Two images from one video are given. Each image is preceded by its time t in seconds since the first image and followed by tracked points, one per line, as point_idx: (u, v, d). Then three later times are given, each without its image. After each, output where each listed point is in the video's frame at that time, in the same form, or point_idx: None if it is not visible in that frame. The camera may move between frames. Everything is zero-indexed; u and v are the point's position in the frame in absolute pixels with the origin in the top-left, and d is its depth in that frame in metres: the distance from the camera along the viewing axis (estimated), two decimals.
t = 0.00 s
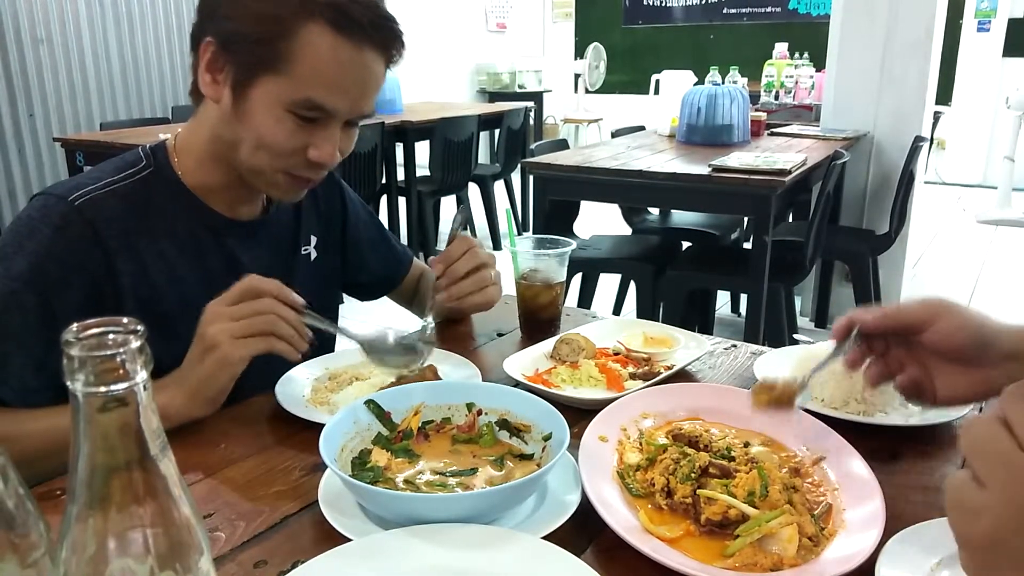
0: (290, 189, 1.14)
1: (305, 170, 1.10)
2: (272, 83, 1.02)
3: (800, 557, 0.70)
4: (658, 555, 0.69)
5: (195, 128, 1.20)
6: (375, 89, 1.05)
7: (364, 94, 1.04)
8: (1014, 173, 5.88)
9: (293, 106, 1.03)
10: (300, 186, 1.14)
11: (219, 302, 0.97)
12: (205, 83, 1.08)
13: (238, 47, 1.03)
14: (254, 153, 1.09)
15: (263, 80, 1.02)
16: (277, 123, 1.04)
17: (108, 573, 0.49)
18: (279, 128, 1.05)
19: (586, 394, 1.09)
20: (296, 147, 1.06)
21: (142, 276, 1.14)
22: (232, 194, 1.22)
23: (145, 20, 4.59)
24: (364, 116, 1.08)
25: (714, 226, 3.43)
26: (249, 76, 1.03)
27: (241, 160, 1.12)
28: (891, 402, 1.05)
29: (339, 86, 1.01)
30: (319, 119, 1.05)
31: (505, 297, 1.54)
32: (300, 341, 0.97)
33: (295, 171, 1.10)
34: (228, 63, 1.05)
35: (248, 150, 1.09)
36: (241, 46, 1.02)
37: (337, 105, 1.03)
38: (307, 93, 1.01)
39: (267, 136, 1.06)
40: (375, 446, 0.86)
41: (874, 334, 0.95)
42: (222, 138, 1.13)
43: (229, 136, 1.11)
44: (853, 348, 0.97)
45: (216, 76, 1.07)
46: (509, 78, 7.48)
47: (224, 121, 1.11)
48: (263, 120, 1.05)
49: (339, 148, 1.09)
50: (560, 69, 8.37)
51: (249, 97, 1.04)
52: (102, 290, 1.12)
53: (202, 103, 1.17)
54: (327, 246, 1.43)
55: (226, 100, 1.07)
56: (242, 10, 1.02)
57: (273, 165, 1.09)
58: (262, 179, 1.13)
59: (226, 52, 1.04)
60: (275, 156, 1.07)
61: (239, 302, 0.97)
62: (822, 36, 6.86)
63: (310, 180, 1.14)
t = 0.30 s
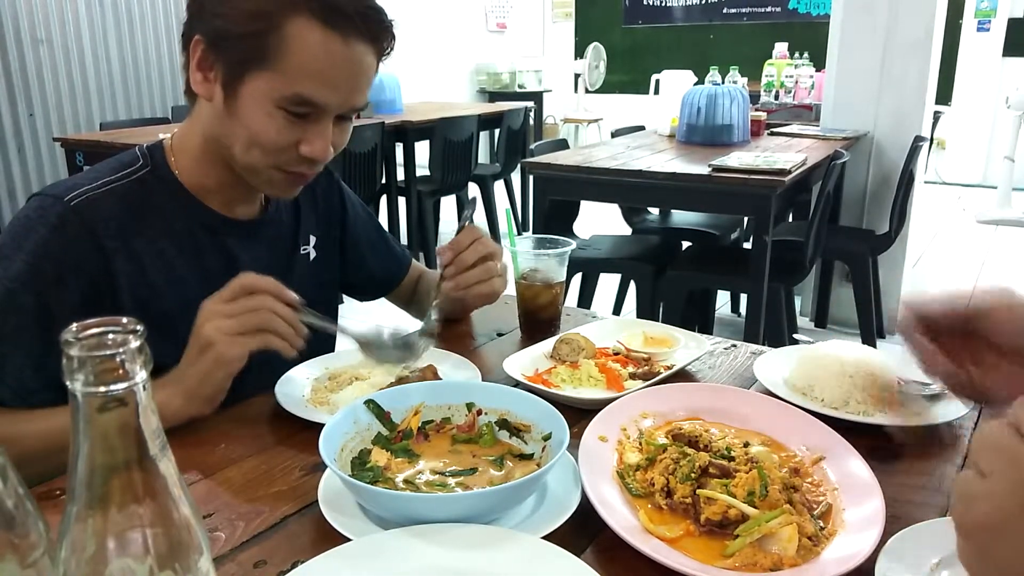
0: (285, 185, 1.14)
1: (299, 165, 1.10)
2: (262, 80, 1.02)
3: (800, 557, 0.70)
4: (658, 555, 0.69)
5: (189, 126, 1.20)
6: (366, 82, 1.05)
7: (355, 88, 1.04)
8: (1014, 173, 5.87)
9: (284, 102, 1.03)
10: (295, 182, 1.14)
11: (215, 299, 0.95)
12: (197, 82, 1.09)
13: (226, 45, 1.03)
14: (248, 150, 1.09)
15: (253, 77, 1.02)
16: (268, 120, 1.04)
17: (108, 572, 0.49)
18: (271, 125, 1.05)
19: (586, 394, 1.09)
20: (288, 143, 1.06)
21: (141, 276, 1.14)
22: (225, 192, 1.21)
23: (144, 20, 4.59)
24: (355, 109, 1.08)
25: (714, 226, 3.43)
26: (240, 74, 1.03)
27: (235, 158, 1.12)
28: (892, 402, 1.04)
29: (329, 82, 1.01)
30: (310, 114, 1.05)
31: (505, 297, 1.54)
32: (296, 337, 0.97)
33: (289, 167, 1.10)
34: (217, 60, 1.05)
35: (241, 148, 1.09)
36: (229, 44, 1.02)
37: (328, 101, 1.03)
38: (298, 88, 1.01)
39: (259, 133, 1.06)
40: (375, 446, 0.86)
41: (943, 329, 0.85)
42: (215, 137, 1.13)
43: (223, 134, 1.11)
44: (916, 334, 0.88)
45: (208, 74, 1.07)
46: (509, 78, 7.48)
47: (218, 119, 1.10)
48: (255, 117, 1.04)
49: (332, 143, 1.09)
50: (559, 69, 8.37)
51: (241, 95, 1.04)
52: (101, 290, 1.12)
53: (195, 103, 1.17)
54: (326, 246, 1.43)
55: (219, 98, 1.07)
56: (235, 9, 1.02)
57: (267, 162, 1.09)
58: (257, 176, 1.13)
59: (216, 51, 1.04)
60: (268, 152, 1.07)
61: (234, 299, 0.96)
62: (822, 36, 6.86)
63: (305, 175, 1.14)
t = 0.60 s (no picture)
0: (285, 182, 1.14)
1: (298, 162, 1.10)
2: (259, 75, 1.02)
3: (800, 557, 0.70)
4: (658, 555, 0.69)
5: (189, 126, 1.20)
6: (364, 74, 1.05)
7: (352, 81, 1.04)
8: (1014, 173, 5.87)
9: (282, 97, 1.03)
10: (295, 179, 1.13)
11: (214, 301, 0.94)
12: (195, 81, 1.09)
13: (222, 43, 1.03)
14: (247, 147, 1.08)
15: (250, 73, 1.02)
16: (265, 116, 1.04)
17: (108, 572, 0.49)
18: (268, 121, 1.05)
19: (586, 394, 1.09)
20: (287, 138, 1.06)
21: (141, 276, 1.14)
22: (224, 192, 1.21)
23: (144, 20, 4.59)
24: (354, 103, 1.08)
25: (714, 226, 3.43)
26: (236, 71, 1.03)
27: (234, 156, 1.12)
28: (891, 402, 1.04)
29: (325, 75, 1.01)
30: (308, 109, 1.04)
31: (505, 297, 1.54)
32: (297, 338, 0.97)
33: (288, 163, 1.10)
34: (213, 58, 1.05)
35: (240, 145, 1.09)
36: (225, 41, 1.03)
37: (325, 94, 1.03)
38: (294, 82, 1.01)
39: (257, 129, 1.05)
40: (375, 446, 0.85)
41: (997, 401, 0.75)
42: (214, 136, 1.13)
43: (222, 132, 1.11)
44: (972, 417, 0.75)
45: (205, 73, 1.07)
46: (509, 78, 7.47)
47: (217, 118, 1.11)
48: (253, 114, 1.04)
49: (331, 137, 1.08)
50: (559, 69, 8.37)
51: (238, 92, 1.04)
52: (100, 291, 1.11)
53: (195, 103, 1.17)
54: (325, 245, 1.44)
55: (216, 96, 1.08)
56: (230, 11, 1.02)
57: (267, 158, 1.09)
58: (256, 174, 1.12)
59: (213, 50, 1.04)
60: (267, 148, 1.07)
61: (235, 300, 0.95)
62: (822, 36, 6.85)
63: (304, 172, 1.13)
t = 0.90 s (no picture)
0: (300, 185, 1.15)
1: (313, 163, 1.11)
2: (272, 80, 1.02)
3: (800, 557, 0.70)
4: (658, 555, 0.69)
5: (194, 128, 1.19)
6: (371, 70, 1.05)
7: (362, 79, 1.04)
8: (1014, 173, 5.87)
9: (295, 99, 1.03)
10: (310, 182, 1.15)
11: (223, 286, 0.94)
12: (202, 89, 1.08)
13: (229, 49, 1.02)
14: (263, 152, 1.09)
15: (262, 78, 1.02)
16: (281, 119, 1.04)
17: (108, 573, 0.49)
18: (283, 125, 1.05)
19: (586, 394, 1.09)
20: (302, 140, 1.07)
21: (141, 276, 1.14)
22: (231, 193, 1.22)
23: (144, 20, 4.59)
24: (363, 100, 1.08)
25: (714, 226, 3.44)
26: (246, 75, 1.02)
27: (246, 159, 1.12)
28: (890, 403, 1.05)
29: (335, 74, 1.01)
30: (321, 109, 1.05)
31: (505, 297, 1.54)
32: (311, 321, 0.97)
33: (304, 165, 1.10)
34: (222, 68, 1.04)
35: (255, 149, 1.09)
36: (233, 49, 1.02)
37: (337, 93, 1.03)
38: (307, 84, 1.02)
39: (273, 134, 1.06)
40: (375, 446, 0.86)
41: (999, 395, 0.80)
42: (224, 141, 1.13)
43: (233, 136, 1.11)
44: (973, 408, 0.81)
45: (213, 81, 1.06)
46: (509, 78, 7.47)
47: (228, 124, 1.10)
48: (266, 118, 1.05)
49: (344, 136, 1.10)
50: (559, 69, 8.37)
51: (251, 98, 1.04)
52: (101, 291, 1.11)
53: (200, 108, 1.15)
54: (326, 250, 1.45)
55: (227, 104, 1.07)
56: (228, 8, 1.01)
57: (282, 161, 1.10)
58: (270, 176, 1.13)
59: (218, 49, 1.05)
60: (284, 152, 1.08)
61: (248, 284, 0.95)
62: (822, 36, 6.85)
63: (319, 173, 1.14)
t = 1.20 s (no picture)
0: (317, 167, 1.14)
1: (329, 142, 1.11)
2: (287, 62, 1.02)
3: (800, 557, 0.70)
4: (657, 555, 0.69)
5: (202, 122, 1.19)
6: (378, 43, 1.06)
7: (371, 53, 1.05)
8: (1014, 173, 5.87)
9: (311, 79, 1.04)
10: (326, 164, 1.14)
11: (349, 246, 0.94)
12: (214, 83, 1.09)
13: (239, 37, 1.03)
14: (280, 136, 1.08)
15: (276, 61, 1.03)
16: (298, 101, 1.05)
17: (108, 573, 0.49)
18: (300, 106, 1.05)
19: (586, 394, 1.09)
20: (320, 120, 1.07)
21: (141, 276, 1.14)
22: (244, 185, 1.22)
23: (144, 20, 4.59)
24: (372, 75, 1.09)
25: (714, 226, 3.43)
26: (261, 60, 1.03)
27: (261, 146, 1.12)
28: (891, 402, 1.04)
29: (349, 50, 1.03)
30: (336, 86, 1.06)
31: (504, 297, 1.54)
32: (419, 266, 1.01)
33: (321, 144, 1.11)
34: (233, 55, 1.05)
35: (270, 135, 1.09)
36: (244, 35, 1.03)
37: (351, 68, 1.04)
38: (322, 62, 1.02)
39: (290, 116, 1.06)
40: (375, 446, 0.85)
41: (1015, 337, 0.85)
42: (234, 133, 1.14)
43: (246, 127, 1.11)
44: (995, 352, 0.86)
45: (225, 73, 1.07)
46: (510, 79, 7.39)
47: (240, 114, 1.10)
48: (282, 100, 1.05)
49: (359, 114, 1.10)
50: (559, 69, 8.37)
51: (265, 82, 1.04)
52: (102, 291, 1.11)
53: (208, 102, 1.16)
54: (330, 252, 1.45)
55: (241, 93, 1.07)
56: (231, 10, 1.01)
57: (299, 143, 1.10)
58: (286, 162, 1.13)
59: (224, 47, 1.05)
60: (303, 134, 1.08)
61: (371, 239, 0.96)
62: (822, 36, 6.85)
63: (334, 153, 1.14)
